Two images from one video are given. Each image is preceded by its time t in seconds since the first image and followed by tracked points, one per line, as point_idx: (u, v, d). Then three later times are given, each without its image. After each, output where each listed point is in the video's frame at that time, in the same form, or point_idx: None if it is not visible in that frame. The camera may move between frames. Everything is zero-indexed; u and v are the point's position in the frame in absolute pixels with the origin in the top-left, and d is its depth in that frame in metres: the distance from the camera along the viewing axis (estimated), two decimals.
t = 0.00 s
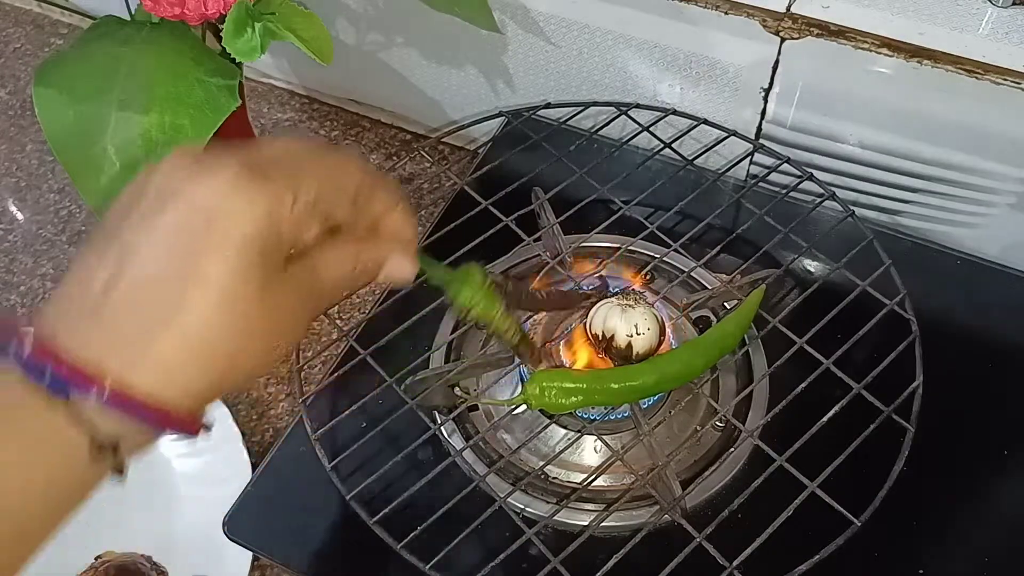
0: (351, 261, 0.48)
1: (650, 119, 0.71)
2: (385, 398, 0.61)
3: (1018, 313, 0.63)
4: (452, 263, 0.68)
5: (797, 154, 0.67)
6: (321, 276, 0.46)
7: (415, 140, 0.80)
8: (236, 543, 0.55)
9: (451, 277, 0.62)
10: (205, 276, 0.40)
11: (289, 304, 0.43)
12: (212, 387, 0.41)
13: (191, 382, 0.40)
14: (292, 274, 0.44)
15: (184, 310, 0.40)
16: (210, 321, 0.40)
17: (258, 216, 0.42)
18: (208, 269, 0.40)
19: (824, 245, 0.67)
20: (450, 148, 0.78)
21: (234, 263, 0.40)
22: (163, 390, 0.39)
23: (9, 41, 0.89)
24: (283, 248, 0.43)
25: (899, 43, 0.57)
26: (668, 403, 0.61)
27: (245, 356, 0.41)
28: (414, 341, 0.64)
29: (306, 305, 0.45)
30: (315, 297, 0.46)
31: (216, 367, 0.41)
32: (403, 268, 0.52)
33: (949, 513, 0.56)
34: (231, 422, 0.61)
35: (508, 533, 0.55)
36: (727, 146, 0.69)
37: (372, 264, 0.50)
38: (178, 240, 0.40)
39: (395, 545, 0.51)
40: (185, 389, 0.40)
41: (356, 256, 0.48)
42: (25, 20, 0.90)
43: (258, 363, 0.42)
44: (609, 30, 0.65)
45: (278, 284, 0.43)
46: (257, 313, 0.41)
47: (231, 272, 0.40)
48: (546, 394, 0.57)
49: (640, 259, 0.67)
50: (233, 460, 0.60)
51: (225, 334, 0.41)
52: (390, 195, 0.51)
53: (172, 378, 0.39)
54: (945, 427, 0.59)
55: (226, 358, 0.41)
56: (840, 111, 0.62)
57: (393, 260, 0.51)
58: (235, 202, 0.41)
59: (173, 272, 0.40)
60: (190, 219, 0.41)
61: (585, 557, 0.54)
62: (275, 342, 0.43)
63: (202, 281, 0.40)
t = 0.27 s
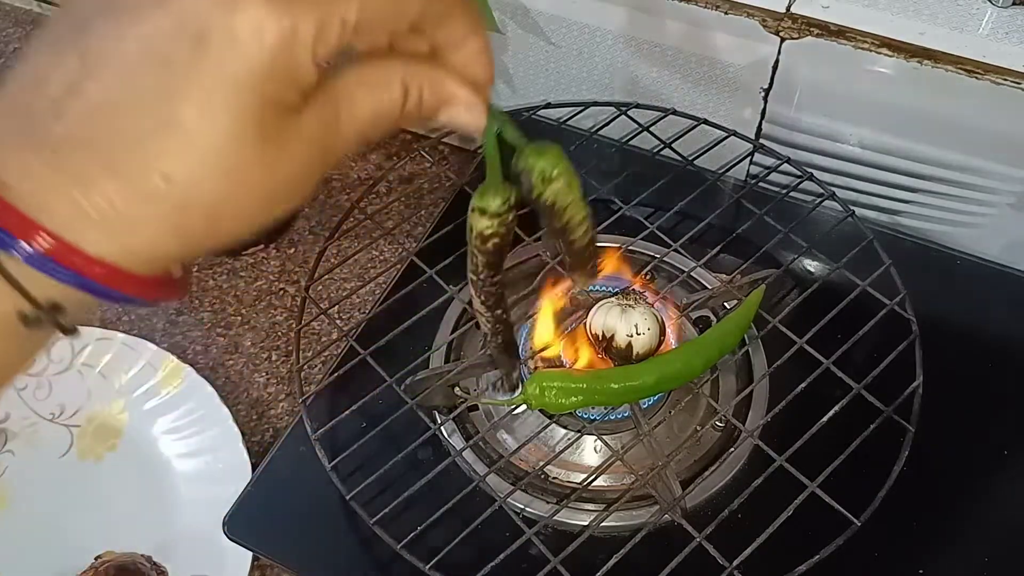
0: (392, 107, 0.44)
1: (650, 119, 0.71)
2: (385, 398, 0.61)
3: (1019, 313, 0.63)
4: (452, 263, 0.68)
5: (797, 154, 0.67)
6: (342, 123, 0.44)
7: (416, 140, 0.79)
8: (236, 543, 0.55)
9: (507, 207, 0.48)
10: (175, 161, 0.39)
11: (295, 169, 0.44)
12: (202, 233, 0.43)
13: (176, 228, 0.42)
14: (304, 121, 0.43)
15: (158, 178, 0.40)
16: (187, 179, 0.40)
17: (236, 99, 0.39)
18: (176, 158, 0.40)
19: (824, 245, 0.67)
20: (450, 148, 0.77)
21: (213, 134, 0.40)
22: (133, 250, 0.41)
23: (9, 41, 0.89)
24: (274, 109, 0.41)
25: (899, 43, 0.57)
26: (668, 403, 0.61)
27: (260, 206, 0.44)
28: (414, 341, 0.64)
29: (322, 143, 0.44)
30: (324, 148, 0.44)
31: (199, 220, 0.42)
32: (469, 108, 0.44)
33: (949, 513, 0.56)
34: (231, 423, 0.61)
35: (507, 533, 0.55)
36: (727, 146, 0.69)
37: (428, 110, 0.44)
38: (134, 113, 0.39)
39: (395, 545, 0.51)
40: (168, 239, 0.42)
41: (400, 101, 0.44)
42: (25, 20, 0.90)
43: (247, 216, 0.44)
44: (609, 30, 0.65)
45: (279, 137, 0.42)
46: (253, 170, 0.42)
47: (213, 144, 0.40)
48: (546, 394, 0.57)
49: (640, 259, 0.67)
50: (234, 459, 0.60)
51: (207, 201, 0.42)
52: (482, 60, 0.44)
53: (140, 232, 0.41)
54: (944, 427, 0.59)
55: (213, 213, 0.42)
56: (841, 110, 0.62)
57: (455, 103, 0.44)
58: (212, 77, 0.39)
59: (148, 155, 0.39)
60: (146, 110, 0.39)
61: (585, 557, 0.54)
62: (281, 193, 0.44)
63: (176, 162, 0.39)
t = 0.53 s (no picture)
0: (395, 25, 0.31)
1: (650, 119, 0.71)
2: (385, 398, 0.61)
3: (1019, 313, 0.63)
4: (452, 263, 0.68)
5: (797, 153, 0.67)
6: (323, 33, 0.30)
7: (415, 140, 0.80)
8: (236, 543, 0.55)
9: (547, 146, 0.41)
10: (110, 45, 0.26)
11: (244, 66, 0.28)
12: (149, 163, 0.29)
13: (107, 158, 0.28)
14: (264, 20, 0.28)
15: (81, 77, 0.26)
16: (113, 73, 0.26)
17: None
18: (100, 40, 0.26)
19: (824, 245, 0.67)
20: (449, 148, 0.78)
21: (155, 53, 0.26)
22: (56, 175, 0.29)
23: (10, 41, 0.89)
24: None
25: (898, 43, 0.56)
26: (668, 403, 0.61)
27: (201, 113, 0.28)
28: (414, 341, 0.64)
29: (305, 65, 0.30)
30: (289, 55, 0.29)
31: (128, 131, 0.28)
32: (490, 22, 0.34)
33: (949, 513, 0.56)
34: (231, 423, 0.60)
35: (508, 533, 0.55)
36: (727, 146, 0.69)
37: (441, 31, 0.34)
38: None
39: (395, 545, 0.51)
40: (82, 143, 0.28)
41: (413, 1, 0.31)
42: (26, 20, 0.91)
43: (190, 142, 0.29)
44: (609, 30, 0.65)
45: (239, 15, 0.27)
46: (202, 59, 0.27)
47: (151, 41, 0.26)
48: (546, 394, 0.57)
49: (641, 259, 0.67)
50: (234, 459, 0.60)
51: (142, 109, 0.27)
52: None
53: (69, 153, 0.28)
54: (944, 427, 0.59)
55: (150, 117, 0.27)
56: (841, 110, 0.62)
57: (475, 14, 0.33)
58: None
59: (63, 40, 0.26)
60: None
61: (585, 557, 0.54)
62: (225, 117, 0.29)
63: (111, 45, 0.26)
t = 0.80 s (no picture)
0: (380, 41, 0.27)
1: (651, 119, 0.71)
2: (385, 398, 0.61)
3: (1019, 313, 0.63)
4: (452, 263, 0.68)
5: (796, 154, 0.67)
6: (298, 25, 0.25)
7: (415, 140, 0.80)
8: (236, 543, 0.55)
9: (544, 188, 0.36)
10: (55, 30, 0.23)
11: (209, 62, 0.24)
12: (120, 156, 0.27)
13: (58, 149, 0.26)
14: (232, 12, 0.24)
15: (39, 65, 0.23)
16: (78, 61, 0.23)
17: None
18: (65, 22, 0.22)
19: (824, 244, 0.67)
20: (449, 148, 0.78)
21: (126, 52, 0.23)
22: (1, 162, 0.26)
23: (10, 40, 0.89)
24: None
25: (898, 43, 0.57)
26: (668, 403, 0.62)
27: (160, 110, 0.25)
28: (414, 341, 0.64)
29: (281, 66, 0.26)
30: (261, 52, 0.25)
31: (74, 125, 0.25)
32: (491, 33, 0.29)
33: (949, 513, 0.56)
34: (231, 423, 0.60)
35: (508, 533, 0.55)
36: (727, 146, 0.69)
37: (427, 38, 0.29)
38: None
39: (395, 545, 0.51)
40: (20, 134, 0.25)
41: None
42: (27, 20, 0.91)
43: (155, 134, 0.26)
44: (609, 30, 0.65)
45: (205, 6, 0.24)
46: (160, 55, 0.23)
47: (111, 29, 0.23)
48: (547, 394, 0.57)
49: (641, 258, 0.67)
50: (234, 459, 0.60)
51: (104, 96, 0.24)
52: None
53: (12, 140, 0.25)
54: (944, 427, 0.59)
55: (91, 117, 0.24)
56: (841, 110, 0.62)
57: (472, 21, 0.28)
58: None
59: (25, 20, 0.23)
60: None
61: (585, 557, 0.54)
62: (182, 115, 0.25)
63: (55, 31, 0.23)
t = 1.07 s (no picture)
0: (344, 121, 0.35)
1: (651, 119, 0.71)
2: (386, 398, 0.61)
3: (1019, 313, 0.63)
4: (453, 263, 0.68)
5: (796, 154, 0.67)
6: (315, 97, 0.35)
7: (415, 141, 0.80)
8: (236, 543, 0.55)
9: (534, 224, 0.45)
10: (162, 121, 0.33)
11: (223, 120, 0.34)
12: (125, 197, 0.34)
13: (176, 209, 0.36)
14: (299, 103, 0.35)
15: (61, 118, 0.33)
16: (107, 123, 0.33)
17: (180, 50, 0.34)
18: (89, 94, 0.33)
19: (824, 244, 0.67)
20: (450, 148, 0.78)
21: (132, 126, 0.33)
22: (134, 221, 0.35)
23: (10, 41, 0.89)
24: (215, 65, 0.34)
25: (898, 43, 0.57)
26: (668, 403, 0.61)
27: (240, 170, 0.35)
28: (414, 341, 0.64)
29: (279, 141, 0.35)
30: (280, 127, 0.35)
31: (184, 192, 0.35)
32: (485, 78, 0.39)
33: (948, 513, 0.56)
34: (231, 422, 0.60)
35: (508, 534, 0.55)
36: (727, 146, 0.69)
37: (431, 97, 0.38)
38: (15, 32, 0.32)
39: (395, 545, 0.51)
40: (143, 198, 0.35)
41: (389, 82, 0.36)
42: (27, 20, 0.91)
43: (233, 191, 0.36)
44: (609, 30, 0.65)
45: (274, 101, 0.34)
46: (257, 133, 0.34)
47: (185, 113, 0.33)
48: (546, 394, 0.57)
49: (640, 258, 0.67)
50: (234, 459, 0.60)
51: (199, 166, 0.34)
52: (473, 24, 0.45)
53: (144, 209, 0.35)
54: (943, 427, 0.59)
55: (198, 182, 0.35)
56: (841, 110, 0.62)
57: (466, 69, 0.38)
58: (168, 7, 0.34)
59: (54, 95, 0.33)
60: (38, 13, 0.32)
61: (585, 557, 0.54)
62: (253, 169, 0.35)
63: (178, 133, 0.33)
